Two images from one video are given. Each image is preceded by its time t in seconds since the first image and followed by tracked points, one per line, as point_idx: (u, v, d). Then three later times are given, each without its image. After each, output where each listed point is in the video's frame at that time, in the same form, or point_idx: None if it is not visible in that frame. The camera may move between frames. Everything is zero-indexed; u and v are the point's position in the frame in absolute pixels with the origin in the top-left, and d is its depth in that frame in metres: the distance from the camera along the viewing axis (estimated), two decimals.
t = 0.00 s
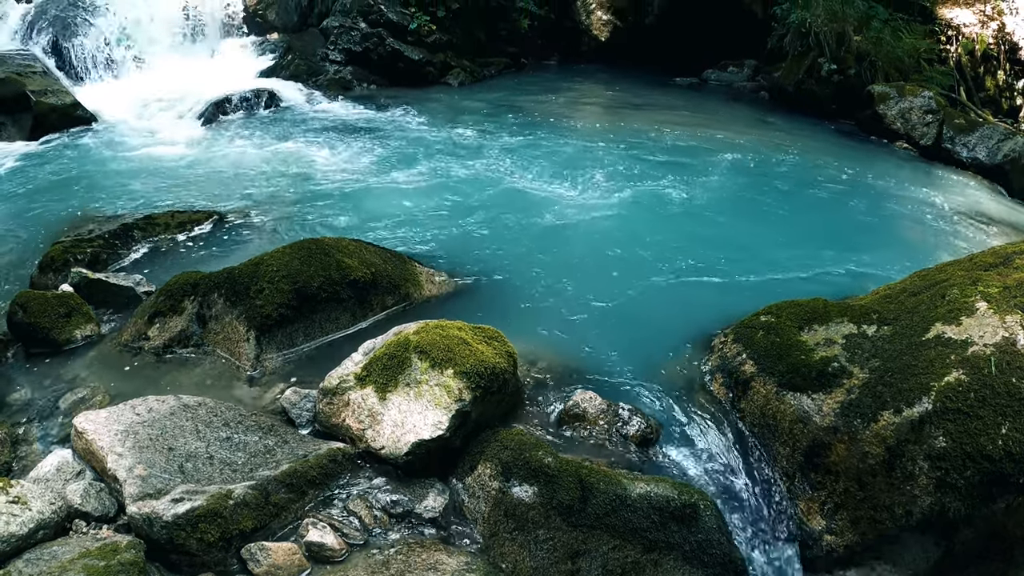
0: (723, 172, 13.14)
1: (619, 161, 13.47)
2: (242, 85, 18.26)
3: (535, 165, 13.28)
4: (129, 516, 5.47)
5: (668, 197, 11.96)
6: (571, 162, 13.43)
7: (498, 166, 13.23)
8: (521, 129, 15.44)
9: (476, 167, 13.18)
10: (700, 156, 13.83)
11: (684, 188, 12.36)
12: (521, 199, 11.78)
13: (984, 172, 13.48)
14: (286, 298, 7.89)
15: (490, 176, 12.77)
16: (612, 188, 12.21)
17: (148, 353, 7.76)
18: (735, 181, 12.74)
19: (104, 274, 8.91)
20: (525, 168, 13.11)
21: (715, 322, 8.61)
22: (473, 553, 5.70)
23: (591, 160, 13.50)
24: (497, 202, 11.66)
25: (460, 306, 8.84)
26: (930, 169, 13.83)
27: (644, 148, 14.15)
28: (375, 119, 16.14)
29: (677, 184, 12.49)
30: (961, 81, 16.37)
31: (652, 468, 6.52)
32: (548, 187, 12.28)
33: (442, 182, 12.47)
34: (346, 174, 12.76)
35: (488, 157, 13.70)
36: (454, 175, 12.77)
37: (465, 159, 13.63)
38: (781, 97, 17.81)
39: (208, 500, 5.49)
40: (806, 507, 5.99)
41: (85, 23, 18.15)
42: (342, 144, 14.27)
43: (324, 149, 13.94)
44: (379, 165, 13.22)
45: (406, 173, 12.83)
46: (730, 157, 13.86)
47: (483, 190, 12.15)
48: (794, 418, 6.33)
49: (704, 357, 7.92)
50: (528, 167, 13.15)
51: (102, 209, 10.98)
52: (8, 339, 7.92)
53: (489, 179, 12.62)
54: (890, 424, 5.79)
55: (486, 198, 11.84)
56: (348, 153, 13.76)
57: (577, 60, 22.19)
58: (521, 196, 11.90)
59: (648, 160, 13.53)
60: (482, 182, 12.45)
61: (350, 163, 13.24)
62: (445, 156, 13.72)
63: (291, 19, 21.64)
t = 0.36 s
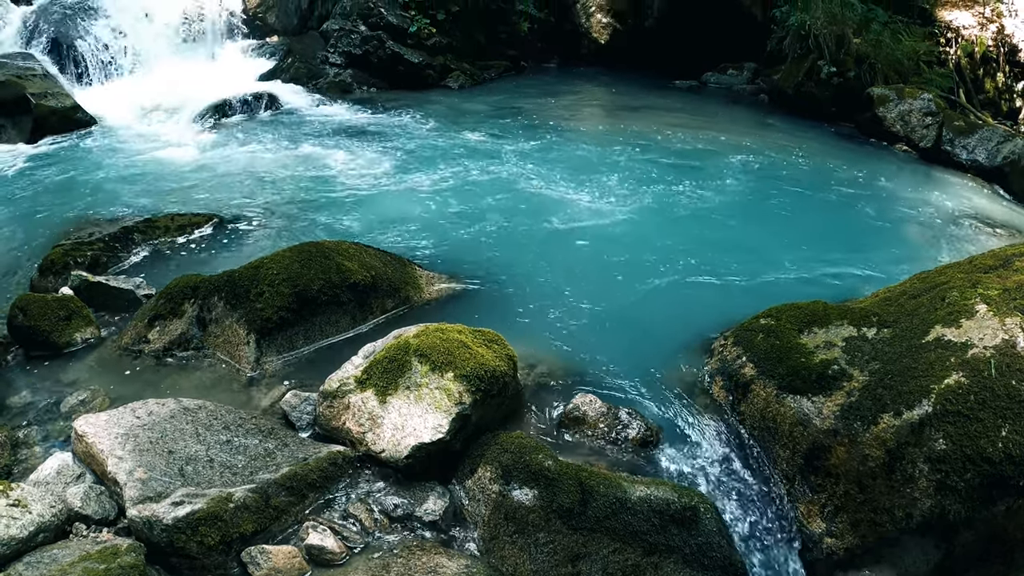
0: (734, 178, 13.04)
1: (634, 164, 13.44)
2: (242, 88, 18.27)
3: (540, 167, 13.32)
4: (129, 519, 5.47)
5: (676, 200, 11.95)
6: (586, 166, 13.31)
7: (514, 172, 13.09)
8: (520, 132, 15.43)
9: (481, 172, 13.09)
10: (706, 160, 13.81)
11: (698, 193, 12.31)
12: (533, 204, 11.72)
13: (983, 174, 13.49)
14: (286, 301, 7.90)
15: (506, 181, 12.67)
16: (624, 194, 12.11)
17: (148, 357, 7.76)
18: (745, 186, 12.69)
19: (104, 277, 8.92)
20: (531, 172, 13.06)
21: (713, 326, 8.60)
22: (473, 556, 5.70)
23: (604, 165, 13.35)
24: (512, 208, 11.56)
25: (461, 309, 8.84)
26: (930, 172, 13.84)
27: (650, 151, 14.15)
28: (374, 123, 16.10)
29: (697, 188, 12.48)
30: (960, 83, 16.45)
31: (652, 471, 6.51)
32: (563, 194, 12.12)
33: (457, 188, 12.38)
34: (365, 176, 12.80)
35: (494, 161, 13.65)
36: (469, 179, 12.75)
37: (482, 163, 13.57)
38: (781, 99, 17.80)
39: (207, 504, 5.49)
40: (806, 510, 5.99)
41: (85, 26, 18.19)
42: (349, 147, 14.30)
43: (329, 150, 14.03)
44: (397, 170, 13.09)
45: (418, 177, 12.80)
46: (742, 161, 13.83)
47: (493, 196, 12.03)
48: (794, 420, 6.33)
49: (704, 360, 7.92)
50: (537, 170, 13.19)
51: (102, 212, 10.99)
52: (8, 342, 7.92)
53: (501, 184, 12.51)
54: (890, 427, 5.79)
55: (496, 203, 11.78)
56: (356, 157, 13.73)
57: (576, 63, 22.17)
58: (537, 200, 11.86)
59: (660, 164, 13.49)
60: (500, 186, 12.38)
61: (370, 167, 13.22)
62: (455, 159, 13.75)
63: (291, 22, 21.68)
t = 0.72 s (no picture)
0: (751, 179, 13.16)
1: (648, 169, 13.42)
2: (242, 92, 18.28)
3: (558, 173, 13.19)
4: (129, 523, 5.47)
5: (689, 206, 11.91)
6: (600, 170, 13.32)
7: (529, 176, 13.04)
8: (520, 135, 15.46)
9: (492, 176, 13.06)
10: (718, 163, 13.83)
11: (714, 198, 12.28)
12: (551, 209, 11.70)
13: (983, 177, 13.50)
14: (286, 305, 7.90)
15: (524, 185, 12.61)
16: (638, 201, 12.03)
17: (148, 361, 7.76)
18: (759, 190, 12.70)
19: (104, 280, 8.93)
20: (545, 178, 12.96)
21: (714, 329, 8.60)
22: (473, 560, 5.70)
23: (620, 170, 13.31)
24: (526, 215, 11.47)
25: (462, 313, 8.85)
26: (929, 175, 13.85)
27: (664, 156, 14.12)
28: (376, 127, 16.06)
29: (704, 192, 12.48)
30: (960, 86, 16.51)
31: (652, 475, 6.51)
32: (578, 199, 12.08)
33: (479, 193, 12.32)
34: (387, 181, 12.78)
35: (515, 166, 13.58)
36: (486, 185, 12.65)
37: (504, 168, 13.48)
38: (781, 102, 17.83)
39: (208, 508, 5.50)
40: (806, 513, 5.99)
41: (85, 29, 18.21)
42: (370, 151, 14.29)
43: (348, 155, 14.03)
44: (422, 176, 13.03)
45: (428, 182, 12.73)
46: (755, 166, 13.78)
47: (504, 201, 11.97)
48: (794, 424, 6.34)
49: (705, 364, 7.91)
50: (553, 174, 13.13)
51: (102, 215, 11.00)
52: (8, 346, 7.93)
53: (518, 189, 12.48)
54: (890, 430, 5.79)
55: (511, 209, 11.69)
56: (379, 164, 13.63)
57: (576, 67, 22.20)
58: (556, 205, 11.83)
59: (678, 169, 13.48)
60: (517, 195, 12.20)
61: (393, 173, 13.17)
62: (468, 163, 13.71)
63: (291, 26, 21.60)
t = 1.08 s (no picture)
0: (766, 183, 13.20)
1: (661, 173, 13.41)
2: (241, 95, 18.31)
3: (577, 178, 13.10)
4: (129, 526, 5.47)
5: (698, 211, 11.87)
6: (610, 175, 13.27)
7: (529, 179, 13.06)
8: (520, 138, 15.49)
9: (505, 181, 13.00)
10: (728, 167, 13.84)
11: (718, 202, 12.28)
12: (563, 213, 11.69)
13: (982, 180, 13.56)
14: (286, 308, 7.91)
15: (538, 190, 12.56)
16: (647, 206, 11.98)
17: (148, 364, 7.77)
18: (768, 194, 12.69)
19: (104, 284, 8.93)
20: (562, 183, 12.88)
21: (714, 333, 8.60)
22: (473, 564, 5.70)
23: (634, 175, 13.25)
24: (539, 219, 11.44)
25: (462, 316, 8.86)
26: (928, 177, 13.88)
27: (676, 160, 14.09)
28: (378, 131, 16.00)
29: (704, 195, 12.48)
30: (959, 89, 16.54)
31: (652, 479, 6.51)
32: (591, 202, 12.07)
33: (504, 199, 12.24)
34: (411, 185, 12.77)
35: (536, 171, 13.46)
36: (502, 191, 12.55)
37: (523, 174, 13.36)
38: (781, 105, 17.84)
39: (208, 511, 5.50)
40: (806, 516, 6.00)
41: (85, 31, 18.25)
42: (390, 156, 14.29)
43: (366, 160, 14.00)
44: (443, 182, 12.91)
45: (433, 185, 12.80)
46: (765, 172, 13.71)
47: (522, 206, 11.94)
48: (794, 427, 6.34)
49: (704, 367, 7.91)
50: (576, 179, 13.07)
51: (102, 219, 11.01)
52: (8, 349, 7.92)
53: (534, 193, 12.43)
54: (890, 433, 5.80)
55: (528, 214, 11.63)
56: (402, 169, 13.58)
57: (575, 70, 22.14)
58: (571, 209, 11.81)
59: (689, 173, 13.48)
60: (517, 198, 12.21)
61: (400, 177, 13.14)
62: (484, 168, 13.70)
63: (290, 29, 21.51)
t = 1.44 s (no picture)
0: (777, 188, 13.16)
1: (675, 177, 13.41)
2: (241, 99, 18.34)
3: (597, 184, 13.04)
4: (129, 531, 5.48)
5: (704, 216, 11.86)
6: (618, 179, 13.25)
7: (529, 183, 13.08)
8: (519, 143, 15.52)
9: (522, 189, 12.85)
10: (740, 172, 13.82)
11: (718, 205, 12.28)
12: (576, 218, 11.66)
13: (981, 182, 13.58)
14: (286, 313, 7.91)
15: (546, 195, 12.52)
16: (654, 212, 11.92)
17: (148, 368, 7.77)
18: (768, 198, 12.69)
19: (104, 288, 8.93)
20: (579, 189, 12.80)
21: (715, 337, 8.60)
22: (473, 569, 5.69)
23: (644, 181, 13.17)
24: (553, 223, 11.47)
25: (462, 320, 8.86)
26: (928, 180, 13.89)
27: (675, 164, 14.11)
28: (380, 136, 15.97)
29: (703, 199, 12.49)
30: (958, 92, 16.55)
31: (652, 483, 6.52)
32: (602, 207, 12.04)
33: (504, 203, 12.24)
34: (435, 193, 12.61)
35: (554, 177, 13.38)
36: (512, 197, 12.45)
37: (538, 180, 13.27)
38: (781, 109, 17.82)
39: (208, 516, 5.50)
40: (806, 520, 6.00)
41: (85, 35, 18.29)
42: (411, 161, 14.24)
43: (390, 165, 13.97)
44: (443, 186, 12.97)
45: (455, 182, 13.18)
46: (774, 175, 13.79)
47: (538, 211, 11.90)
48: (794, 431, 6.34)
49: (704, 371, 7.91)
50: (602, 186, 12.93)
51: (101, 222, 11.02)
52: (7, 353, 7.93)
53: (539, 198, 12.42)
54: (890, 437, 5.81)
55: (544, 220, 11.59)
56: (425, 175, 13.51)
57: (575, 75, 22.18)
58: (587, 215, 11.77)
59: (700, 177, 13.49)
60: (517, 202, 12.23)
61: (400, 181, 13.17)
62: (500, 172, 13.64)
63: (290, 33, 21.55)
